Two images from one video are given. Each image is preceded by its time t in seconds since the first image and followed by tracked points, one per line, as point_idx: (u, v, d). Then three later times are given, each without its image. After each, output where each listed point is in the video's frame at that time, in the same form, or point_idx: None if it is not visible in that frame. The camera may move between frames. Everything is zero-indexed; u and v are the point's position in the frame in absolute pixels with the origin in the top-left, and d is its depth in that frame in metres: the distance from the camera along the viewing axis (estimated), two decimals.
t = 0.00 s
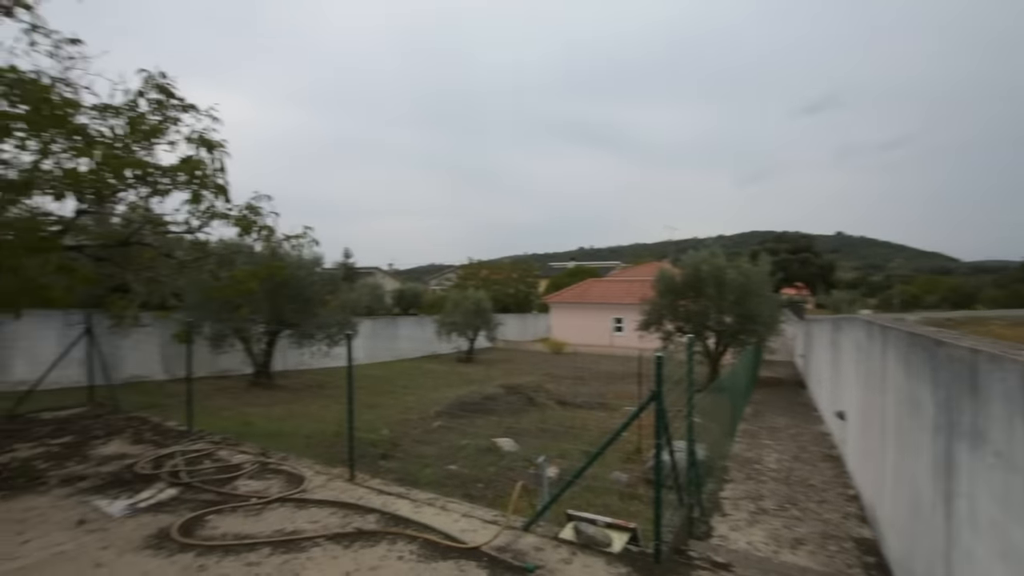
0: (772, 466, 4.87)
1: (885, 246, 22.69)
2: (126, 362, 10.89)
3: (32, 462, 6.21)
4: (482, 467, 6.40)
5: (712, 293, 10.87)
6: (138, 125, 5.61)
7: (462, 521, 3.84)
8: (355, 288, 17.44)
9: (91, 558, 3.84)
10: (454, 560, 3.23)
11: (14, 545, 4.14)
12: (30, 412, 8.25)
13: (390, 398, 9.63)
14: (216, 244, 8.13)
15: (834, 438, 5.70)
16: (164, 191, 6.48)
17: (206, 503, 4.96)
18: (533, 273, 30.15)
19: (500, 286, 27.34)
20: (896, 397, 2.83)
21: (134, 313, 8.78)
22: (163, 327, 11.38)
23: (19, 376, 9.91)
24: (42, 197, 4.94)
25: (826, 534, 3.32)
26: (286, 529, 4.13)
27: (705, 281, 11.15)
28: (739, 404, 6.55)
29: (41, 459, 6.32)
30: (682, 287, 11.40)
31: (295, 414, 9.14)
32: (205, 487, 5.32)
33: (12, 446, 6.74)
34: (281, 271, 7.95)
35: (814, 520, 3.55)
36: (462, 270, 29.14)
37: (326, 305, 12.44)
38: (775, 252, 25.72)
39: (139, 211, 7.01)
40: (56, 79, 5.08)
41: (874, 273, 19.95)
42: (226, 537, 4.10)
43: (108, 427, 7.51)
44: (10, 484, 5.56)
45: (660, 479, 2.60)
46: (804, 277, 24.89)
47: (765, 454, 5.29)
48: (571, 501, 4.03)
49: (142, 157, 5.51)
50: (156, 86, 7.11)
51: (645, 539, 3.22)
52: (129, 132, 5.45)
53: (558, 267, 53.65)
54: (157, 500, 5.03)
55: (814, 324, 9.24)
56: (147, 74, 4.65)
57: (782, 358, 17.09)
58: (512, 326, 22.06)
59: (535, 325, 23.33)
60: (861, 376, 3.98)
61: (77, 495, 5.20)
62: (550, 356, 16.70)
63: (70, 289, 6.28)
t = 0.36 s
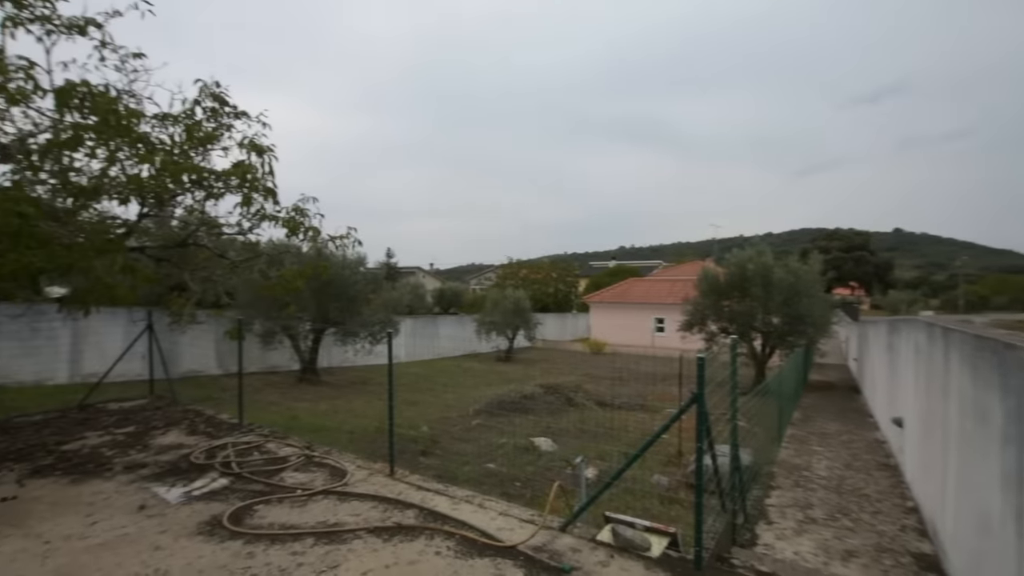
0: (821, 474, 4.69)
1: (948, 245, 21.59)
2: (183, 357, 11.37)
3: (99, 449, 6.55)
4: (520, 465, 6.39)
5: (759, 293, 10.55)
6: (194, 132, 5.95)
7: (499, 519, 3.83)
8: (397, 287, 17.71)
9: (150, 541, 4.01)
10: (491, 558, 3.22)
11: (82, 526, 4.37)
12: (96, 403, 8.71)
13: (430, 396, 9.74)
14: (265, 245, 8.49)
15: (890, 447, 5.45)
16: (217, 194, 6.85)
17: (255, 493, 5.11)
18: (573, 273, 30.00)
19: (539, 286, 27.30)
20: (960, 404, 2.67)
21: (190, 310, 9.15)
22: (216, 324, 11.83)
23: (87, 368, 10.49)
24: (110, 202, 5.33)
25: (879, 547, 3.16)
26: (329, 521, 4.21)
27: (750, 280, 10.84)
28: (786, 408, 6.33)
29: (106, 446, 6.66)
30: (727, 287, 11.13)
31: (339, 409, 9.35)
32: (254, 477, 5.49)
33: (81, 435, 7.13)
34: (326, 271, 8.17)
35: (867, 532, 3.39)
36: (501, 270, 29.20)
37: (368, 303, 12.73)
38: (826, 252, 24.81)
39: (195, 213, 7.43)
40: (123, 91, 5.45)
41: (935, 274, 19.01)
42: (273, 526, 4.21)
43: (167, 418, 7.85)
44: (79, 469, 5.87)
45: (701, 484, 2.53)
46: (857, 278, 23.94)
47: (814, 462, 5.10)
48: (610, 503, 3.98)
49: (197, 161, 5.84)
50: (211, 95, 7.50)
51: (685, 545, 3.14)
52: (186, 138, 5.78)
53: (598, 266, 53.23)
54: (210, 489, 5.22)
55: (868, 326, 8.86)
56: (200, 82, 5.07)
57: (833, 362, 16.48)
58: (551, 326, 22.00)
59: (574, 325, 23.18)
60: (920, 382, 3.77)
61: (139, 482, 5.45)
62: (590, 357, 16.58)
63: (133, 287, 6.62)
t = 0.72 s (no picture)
0: (857, 480, 4.56)
1: (992, 244, 20.78)
2: (217, 354, 11.65)
3: (139, 443, 6.77)
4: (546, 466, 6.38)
5: (791, 294, 10.32)
6: (229, 135, 6.16)
7: (525, 519, 3.82)
8: (424, 287, 17.86)
9: (186, 532, 4.12)
10: (517, 558, 3.21)
11: (123, 516, 4.53)
12: (136, 398, 8.99)
13: (456, 395, 9.79)
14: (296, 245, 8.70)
15: (929, 453, 5.28)
16: (251, 195, 7.09)
17: (286, 488, 5.21)
18: (599, 273, 29.81)
19: (565, 286, 27.22)
20: (1005, 411, 2.57)
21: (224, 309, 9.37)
22: (249, 322, 12.09)
23: (127, 364, 10.84)
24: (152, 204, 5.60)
25: (919, 558, 3.06)
26: (357, 517, 4.26)
27: (782, 280, 10.63)
28: (820, 412, 6.19)
29: (145, 440, 6.87)
30: (757, 287, 10.94)
31: (367, 407, 9.47)
32: (285, 472, 5.59)
33: (122, 428, 7.36)
34: (354, 271, 8.28)
35: (905, 541, 3.29)
36: (527, 269, 29.16)
37: (396, 303, 12.87)
38: (862, 250, 24.17)
39: (231, 215, 7.71)
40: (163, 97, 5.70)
41: (979, 275, 18.31)
42: (303, 521, 4.29)
43: (202, 413, 8.05)
44: (120, 461, 6.07)
45: (731, 488, 2.48)
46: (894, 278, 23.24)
47: (850, 467, 4.97)
48: (637, 504, 3.94)
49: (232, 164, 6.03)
50: (245, 100, 7.76)
51: (714, 549, 3.09)
52: (221, 142, 6.00)
53: (624, 266, 52.84)
54: (244, 483, 5.33)
55: (907, 328, 8.59)
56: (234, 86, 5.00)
57: (869, 364, 16.03)
58: (576, 326, 21.89)
59: (600, 325, 23.02)
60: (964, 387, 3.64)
61: (176, 474, 5.61)
62: (616, 357, 16.47)
63: (172, 285, 6.84)
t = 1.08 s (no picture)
0: (890, 486, 4.46)
1: None
2: (246, 352, 11.89)
3: (172, 438, 6.95)
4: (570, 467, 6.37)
5: (820, 294, 10.12)
6: (258, 139, 6.30)
7: (549, 519, 3.82)
8: (446, 287, 17.99)
9: (218, 526, 4.22)
10: (542, 558, 3.22)
11: (158, 509, 4.66)
12: (168, 395, 9.23)
13: (478, 395, 9.83)
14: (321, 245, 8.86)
15: (966, 460, 5.14)
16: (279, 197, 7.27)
17: (314, 484, 5.29)
18: (621, 272, 29.64)
19: (586, 286, 27.14)
20: None
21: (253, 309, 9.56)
22: (276, 321, 12.31)
23: (160, 362, 11.15)
24: (185, 206, 5.82)
25: (957, 567, 2.99)
26: (383, 514, 4.31)
27: (810, 280, 10.45)
28: (850, 415, 6.07)
29: (178, 436, 7.05)
30: (785, 287, 10.78)
31: (390, 406, 9.56)
32: (312, 469, 5.68)
33: (156, 424, 7.57)
34: (378, 271, 8.38)
35: (942, 550, 3.22)
36: (548, 269, 29.11)
37: (418, 303, 12.98)
38: (893, 248, 23.60)
39: (260, 216, 7.93)
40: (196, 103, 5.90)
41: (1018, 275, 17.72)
42: (330, 517, 4.35)
43: (232, 410, 8.22)
44: (154, 456, 6.24)
45: (760, 492, 2.45)
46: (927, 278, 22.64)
47: (882, 472, 4.87)
48: (662, 507, 3.92)
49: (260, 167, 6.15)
50: (272, 103, 7.96)
51: (743, 554, 3.06)
52: (250, 145, 6.16)
53: (647, 266, 52.44)
54: (272, 479, 5.43)
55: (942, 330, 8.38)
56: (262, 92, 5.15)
57: (901, 367, 15.65)
58: (598, 326, 21.81)
59: (622, 326, 22.88)
60: (1005, 391, 3.52)
61: (208, 470, 5.74)
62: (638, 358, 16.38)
63: (204, 284, 7.04)
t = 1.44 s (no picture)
0: (924, 492, 4.37)
1: None
2: (273, 351, 12.11)
3: (203, 434, 7.13)
4: (593, 468, 6.34)
5: (849, 294, 9.93)
6: (285, 141, 6.43)
7: (573, 520, 3.82)
8: (467, 287, 18.07)
9: (248, 521, 4.31)
10: (567, 559, 3.21)
11: (191, 504, 4.80)
12: (199, 392, 9.43)
13: (500, 395, 9.85)
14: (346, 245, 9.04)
15: (1005, 467, 4.99)
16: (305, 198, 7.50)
17: (340, 481, 5.38)
18: (643, 272, 29.43)
19: (608, 286, 27.00)
20: None
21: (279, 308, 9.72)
22: (302, 321, 12.51)
23: (190, 360, 11.42)
24: (215, 207, 6.07)
25: None
26: (408, 511, 4.36)
27: (839, 279, 10.25)
28: (881, 418, 5.93)
29: (209, 432, 7.22)
30: (813, 287, 10.60)
31: (413, 405, 9.64)
32: (337, 466, 5.76)
33: (188, 420, 7.77)
34: (402, 271, 8.46)
35: (981, 560, 3.14)
36: (570, 269, 29.03)
37: (440, 303, 13.08)
38: (926, 246, 23.01)
39: (287, 217, 8.19)
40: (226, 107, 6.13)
41: None
42: (356, 514, 4.42)
43: (260, 407, 8.37)
44: (186, 451, 6.39)
45: (791, 495, 2.42)
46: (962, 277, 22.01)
47: (916, 478, 4.76)
48: (688, 509, 3.89)
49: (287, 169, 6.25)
50: (299, 106, 8.14)
51: (771, 558, 3.03)
52: (277, 148, 6.34)
53: (669, 266, 52.01)
54: (300, 475, 5.53)
55: (980, 332, 8.13)
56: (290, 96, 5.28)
57: (934, 369, 15.25)
58: (620, 326, 21.69)
59: (645, 326, 22.72)
60: None
61: (238, 465, 5.87)
62: (661, 359, 16.25)
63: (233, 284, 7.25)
